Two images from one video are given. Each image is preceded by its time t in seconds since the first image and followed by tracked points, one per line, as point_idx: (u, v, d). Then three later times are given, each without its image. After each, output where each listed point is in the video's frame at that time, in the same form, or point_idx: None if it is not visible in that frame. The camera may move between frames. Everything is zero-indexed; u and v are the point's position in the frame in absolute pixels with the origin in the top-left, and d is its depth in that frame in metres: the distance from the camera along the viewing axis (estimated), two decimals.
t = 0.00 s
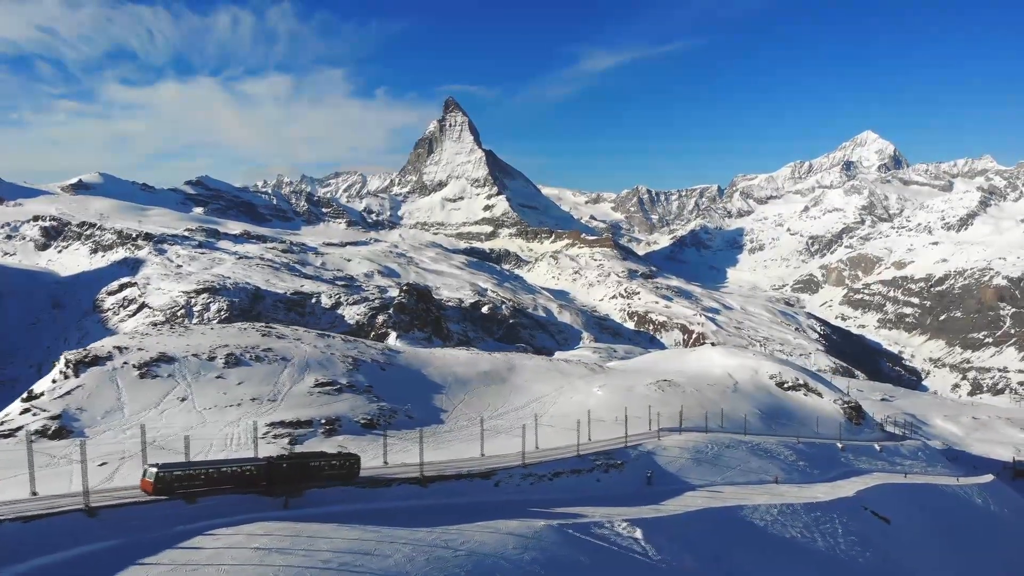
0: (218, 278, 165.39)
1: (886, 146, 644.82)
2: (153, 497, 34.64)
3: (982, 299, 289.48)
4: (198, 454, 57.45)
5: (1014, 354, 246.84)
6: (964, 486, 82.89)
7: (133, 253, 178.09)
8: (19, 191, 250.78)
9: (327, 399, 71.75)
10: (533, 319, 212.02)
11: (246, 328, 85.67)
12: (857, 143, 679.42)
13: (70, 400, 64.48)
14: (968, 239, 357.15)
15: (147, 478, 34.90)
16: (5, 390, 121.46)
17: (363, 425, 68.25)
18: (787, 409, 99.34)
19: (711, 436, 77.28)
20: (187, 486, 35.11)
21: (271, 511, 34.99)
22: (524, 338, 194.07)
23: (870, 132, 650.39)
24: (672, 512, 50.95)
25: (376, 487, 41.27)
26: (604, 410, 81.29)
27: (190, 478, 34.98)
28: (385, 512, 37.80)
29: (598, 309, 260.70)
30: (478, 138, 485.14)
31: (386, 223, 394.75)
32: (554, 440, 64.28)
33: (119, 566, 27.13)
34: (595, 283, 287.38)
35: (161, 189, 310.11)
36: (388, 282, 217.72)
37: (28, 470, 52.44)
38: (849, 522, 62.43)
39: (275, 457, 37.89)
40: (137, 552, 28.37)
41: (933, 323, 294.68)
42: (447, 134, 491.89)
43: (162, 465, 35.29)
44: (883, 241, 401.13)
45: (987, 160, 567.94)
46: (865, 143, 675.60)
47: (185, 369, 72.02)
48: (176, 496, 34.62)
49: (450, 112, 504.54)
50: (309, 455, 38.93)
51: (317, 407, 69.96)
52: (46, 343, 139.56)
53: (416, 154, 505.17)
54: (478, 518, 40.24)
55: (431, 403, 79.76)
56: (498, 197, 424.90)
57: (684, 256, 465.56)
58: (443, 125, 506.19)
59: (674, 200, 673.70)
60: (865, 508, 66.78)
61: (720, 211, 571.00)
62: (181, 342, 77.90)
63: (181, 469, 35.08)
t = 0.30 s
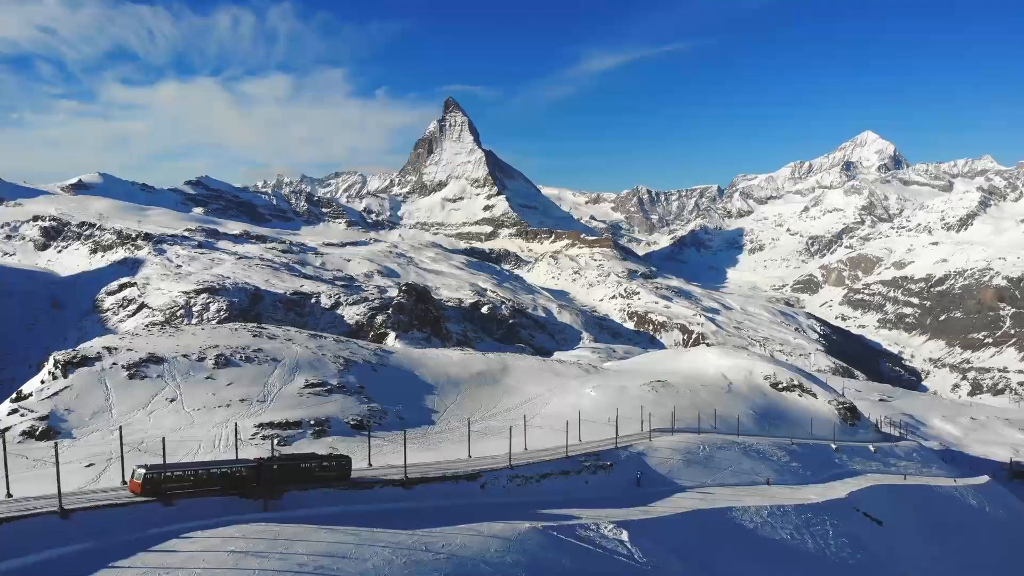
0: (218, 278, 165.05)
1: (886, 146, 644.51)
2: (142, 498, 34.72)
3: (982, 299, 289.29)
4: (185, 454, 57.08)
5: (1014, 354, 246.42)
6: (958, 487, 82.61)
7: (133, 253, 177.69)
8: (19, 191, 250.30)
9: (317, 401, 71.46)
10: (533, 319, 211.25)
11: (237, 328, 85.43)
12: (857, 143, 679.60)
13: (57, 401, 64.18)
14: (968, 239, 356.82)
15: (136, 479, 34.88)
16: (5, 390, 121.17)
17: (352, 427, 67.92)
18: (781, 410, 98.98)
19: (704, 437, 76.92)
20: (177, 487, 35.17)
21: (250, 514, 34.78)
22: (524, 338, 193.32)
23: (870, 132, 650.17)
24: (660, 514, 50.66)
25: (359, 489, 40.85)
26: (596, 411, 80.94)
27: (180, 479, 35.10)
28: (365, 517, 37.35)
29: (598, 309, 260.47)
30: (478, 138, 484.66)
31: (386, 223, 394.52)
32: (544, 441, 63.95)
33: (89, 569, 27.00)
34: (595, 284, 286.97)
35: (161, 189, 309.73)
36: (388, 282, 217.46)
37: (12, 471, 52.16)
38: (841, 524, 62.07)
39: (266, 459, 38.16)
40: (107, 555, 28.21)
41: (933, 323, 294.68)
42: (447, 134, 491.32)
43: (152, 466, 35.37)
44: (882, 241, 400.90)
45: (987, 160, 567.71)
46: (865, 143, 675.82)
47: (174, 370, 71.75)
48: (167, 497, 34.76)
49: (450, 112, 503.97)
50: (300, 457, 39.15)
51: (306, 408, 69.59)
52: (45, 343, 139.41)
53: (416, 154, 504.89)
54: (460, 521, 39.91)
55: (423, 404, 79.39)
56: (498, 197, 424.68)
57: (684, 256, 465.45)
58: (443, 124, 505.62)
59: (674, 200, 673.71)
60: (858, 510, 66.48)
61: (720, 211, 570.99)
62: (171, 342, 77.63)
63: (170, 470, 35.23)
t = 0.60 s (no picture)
0: (219, 278, 164.93)
1: (887, 146, 644.21)
2: (133, 500, 34.59)
3: (983, 300, 288.92)
4: (175, 455, 56.85)
5: (1015, 354, 246.12)
6: (955, 488, 82.32)
7: (134, 253, 177.61)
8: (20, 191, 250.17)
9: (309, 401, 71.25)
10: (533, 320, 211.02)
11: (231, 328, 85.31)
12: (858, 143, 679.64)
13: (48, 402, 64.00)
14: (969, 239, 356.38)
15: (126, 479, 34.71)
16: (5, 389, 120.95)
17: (345, 427, 67.66)
18: (777, 410, 98.68)
19: (698, 438, 76.71)
20: (168, 487, 34.92)
21: (233, 516, 34.58)
22: (524, 338, 193.21)
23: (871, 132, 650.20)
24: (651, 515, 50.46)
25: (345, 490, 40.71)
26: (590, 412, 80.71)
27: (171, 479, 34.90)
28: (349, 518, 37.16)
29: (598, 309, 260.25)
30: (478, 138, 484.62)
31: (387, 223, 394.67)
32: (535, 442, 63.79)
33: (68, 570, 26.88)
34: (595, 284, 286.65)
35: (162, 190, 309.68)
36: (388, 283, 217.39)
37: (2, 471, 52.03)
38: (834, 525, 61.82)
39: (258, 460, 38.15)
40: (87, 557, 28.09)
41: (934, 323, 294.37)
42: (448, 134, 491.10)
43: (142, 466, 35.17)
44: (883, 241, 400.54)
45: (988, 161, 567.29)
46: (865, 143, 676.02)
47: (166, 370, 71.60)
48: (157, 498, 34.53)
49: (451, 112, 503.71)
50: (292, 458, 39.25)
51: (298, 409, 69.35)
52: (46, 343, 139.37)
53: (417, 154, 504.66)
54: (447, 523, 39.64)
55: (416, 405, 79.17)
56: (499, 197, 424.64)
57: (684, 256, 465.40)
58: (443, 125, 505.31)
59: (675, 200, 673.55)
60: (852, 512, 66.10)
61: (721, 211, 570.93)
62: (164, 342, 77.49)
63: (161, 471, 35.04)
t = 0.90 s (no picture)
0: (220, 278, 164.86)
1: (888, 147, 643.64)
2: (125, 500, 34.89)
3: (985, 300, 288.34)
4: (165, 456, 56.71)
5: (1017, 354, 245.47)
6: (952, 489, 81.95)
7: (135, 253, 177.52)
8: (21, 191, 250.19)
9: (302, 402, 71.05)
10: (534, 320, 210.69)
11: (224, 328, 85.18)
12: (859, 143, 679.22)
13: (40, 402, 63.85)
14: (971, 239, 355.64)
15: (118, 480, 35.05)
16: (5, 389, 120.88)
17: (337, 428, 67.45)
18: (772, 411, 98.40)
19: (692, 438, 76.48)
20: (160, 488, 35.30)
21: (216, 517, 34.44)
22: (525, 338, 193.09)
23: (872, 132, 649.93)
24: (643, 517, 50.17)
25: (332, 492, 40.57)
26: (584, 412, 80.48)
27: (162, 480, 35.34)
28: (335, 519, 37.03)
29: (599, 310, 259.92)
30: (479, 138, 484.41)
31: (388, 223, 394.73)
32: (527, 443, 63.62)
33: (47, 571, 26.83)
34: (596, 284, 286.29)
35: (163, 190, 309.72)
36: (389, 283, 217.29)
37: None
38: (827, 527, 61.55)
39: (251, 460, 38.61)
40: (66, 558, 27.99)
41: (935, 324, 293.83)
42: (449, 134, 490.69)
43: (134, 467, 35.51)
44: (885, 241, 399.95)
45: (990, 161, 566.47)
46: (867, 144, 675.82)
47: (158, 370, 71.43)
48: (148, 498, 34.91)
49: (452, 112, 503.25)
50: (286, 458, 39.60)
51: (290, 409, 69.18)
52: (48, 342, 139.43)
53: (418, 154, 504.35)
54: (433, 525, 39.47)
55: (410, 405, 78.95)
56: (500, 197, 424.57)
57: (685, 257, 464.86)
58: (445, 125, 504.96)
59: (677, 200, 673.06)
60: (846, 513, 65.80)
61: (722, 211, 570.45)
62: (156, 343, 77.33)
63: (152, 472, 35.38)
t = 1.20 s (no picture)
0: (221, 278, 164.84)
1: (890, 147, 642.72)
2: (112, 501, 34.63)
3: (986, 300, 287.69)
4: (153, 456, 56.53)
5: (1018, 354, 244.74)
6: (947, 490, 81.54)
7: (136, 253, 177.50)
8: (23, 191, 250.37)
9: (293, 402, 70.87)
10: (535, 320, 210.31)
11: (216, 328, 85.08)
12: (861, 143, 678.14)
13: (29, 402, 63.63)
14: (973, 239, 354.62)
15: (106, 480, 34.86)
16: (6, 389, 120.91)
17: (328, 428, 67.23)
18: (767, 411, 98.06)
19: (685, 439, 76.23)
20: (148, 490, 35.08)
21: (196, 519, 34.11)
22: (526, 338, 192.83)
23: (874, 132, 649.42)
24: (631, 519, 49.94)
25: (315, 494, 40.33)
26: (577, 413, 80.20)
27: (152, 481, 35.17)
28: (317, 520, 36.80)
29: (601, 310, 259.52)
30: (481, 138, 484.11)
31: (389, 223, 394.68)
32: (518, 444, 63.42)
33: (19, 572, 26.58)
34: (598, 284, 285.90)
35: (165, 190, 309.85)
36: (390, 283, 217.13)
37: None
38: (819, 528, 61.17)
39: (241, 462, 38.66)
40: (38, 559, 27.70)
41: (937, 324, 293.14)
42: (451, 134, 490.33)
43: (123, 467, 35.35)
44: (887, 241, 399.44)
45: (992, 161, 565.04)
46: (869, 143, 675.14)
47: (149, 370, 71.24)
48: (136, 499, 34.73)
49: (454, 112, 502.67)
50: (275, 460, 39.62)
51: (281, 409, 68.99)
52: (50, 342, 139.56)
53: (420, 154, 504.15)
54: (415, 526, 39.28)
55: (403, 406, 78.70)
56: (501, 197, 424.36)
57: (687, 257, 464.15)
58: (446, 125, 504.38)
59: (678, 200, 672.42)
60: (839, 514, 65.46)
61: (723, 211, 569.93)
62: (147, 343, 77.19)
63: (140, 473, 35.21)
